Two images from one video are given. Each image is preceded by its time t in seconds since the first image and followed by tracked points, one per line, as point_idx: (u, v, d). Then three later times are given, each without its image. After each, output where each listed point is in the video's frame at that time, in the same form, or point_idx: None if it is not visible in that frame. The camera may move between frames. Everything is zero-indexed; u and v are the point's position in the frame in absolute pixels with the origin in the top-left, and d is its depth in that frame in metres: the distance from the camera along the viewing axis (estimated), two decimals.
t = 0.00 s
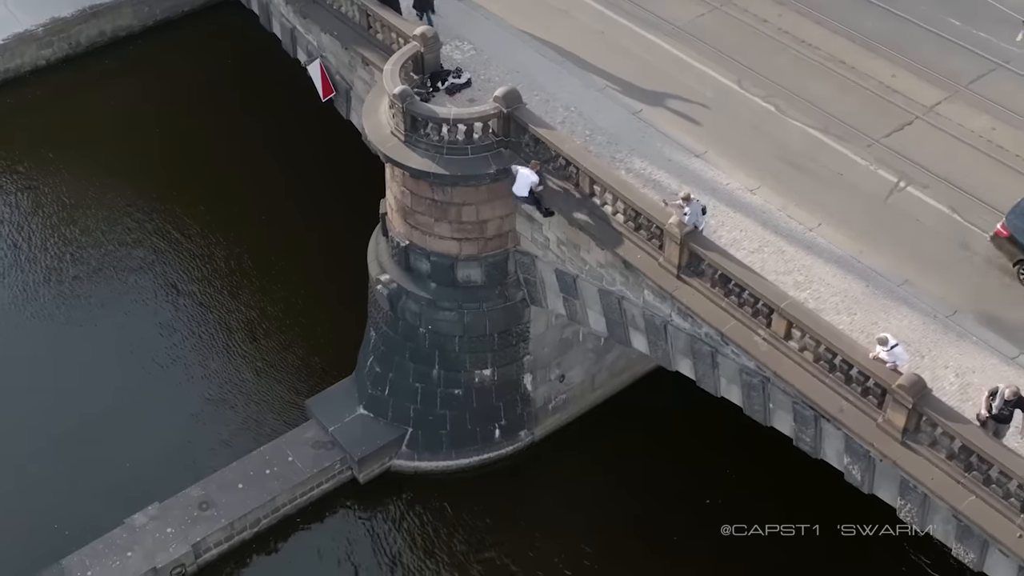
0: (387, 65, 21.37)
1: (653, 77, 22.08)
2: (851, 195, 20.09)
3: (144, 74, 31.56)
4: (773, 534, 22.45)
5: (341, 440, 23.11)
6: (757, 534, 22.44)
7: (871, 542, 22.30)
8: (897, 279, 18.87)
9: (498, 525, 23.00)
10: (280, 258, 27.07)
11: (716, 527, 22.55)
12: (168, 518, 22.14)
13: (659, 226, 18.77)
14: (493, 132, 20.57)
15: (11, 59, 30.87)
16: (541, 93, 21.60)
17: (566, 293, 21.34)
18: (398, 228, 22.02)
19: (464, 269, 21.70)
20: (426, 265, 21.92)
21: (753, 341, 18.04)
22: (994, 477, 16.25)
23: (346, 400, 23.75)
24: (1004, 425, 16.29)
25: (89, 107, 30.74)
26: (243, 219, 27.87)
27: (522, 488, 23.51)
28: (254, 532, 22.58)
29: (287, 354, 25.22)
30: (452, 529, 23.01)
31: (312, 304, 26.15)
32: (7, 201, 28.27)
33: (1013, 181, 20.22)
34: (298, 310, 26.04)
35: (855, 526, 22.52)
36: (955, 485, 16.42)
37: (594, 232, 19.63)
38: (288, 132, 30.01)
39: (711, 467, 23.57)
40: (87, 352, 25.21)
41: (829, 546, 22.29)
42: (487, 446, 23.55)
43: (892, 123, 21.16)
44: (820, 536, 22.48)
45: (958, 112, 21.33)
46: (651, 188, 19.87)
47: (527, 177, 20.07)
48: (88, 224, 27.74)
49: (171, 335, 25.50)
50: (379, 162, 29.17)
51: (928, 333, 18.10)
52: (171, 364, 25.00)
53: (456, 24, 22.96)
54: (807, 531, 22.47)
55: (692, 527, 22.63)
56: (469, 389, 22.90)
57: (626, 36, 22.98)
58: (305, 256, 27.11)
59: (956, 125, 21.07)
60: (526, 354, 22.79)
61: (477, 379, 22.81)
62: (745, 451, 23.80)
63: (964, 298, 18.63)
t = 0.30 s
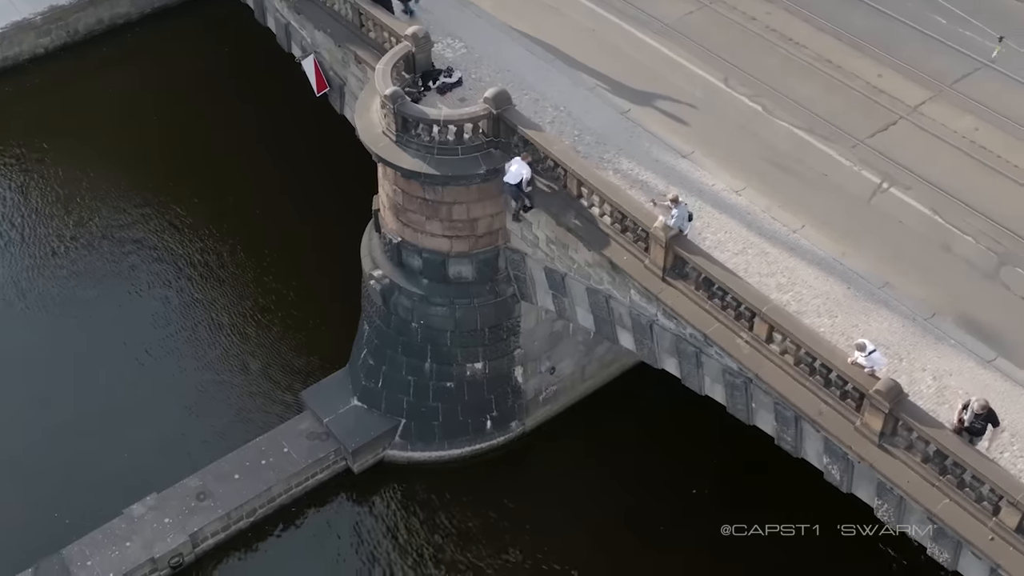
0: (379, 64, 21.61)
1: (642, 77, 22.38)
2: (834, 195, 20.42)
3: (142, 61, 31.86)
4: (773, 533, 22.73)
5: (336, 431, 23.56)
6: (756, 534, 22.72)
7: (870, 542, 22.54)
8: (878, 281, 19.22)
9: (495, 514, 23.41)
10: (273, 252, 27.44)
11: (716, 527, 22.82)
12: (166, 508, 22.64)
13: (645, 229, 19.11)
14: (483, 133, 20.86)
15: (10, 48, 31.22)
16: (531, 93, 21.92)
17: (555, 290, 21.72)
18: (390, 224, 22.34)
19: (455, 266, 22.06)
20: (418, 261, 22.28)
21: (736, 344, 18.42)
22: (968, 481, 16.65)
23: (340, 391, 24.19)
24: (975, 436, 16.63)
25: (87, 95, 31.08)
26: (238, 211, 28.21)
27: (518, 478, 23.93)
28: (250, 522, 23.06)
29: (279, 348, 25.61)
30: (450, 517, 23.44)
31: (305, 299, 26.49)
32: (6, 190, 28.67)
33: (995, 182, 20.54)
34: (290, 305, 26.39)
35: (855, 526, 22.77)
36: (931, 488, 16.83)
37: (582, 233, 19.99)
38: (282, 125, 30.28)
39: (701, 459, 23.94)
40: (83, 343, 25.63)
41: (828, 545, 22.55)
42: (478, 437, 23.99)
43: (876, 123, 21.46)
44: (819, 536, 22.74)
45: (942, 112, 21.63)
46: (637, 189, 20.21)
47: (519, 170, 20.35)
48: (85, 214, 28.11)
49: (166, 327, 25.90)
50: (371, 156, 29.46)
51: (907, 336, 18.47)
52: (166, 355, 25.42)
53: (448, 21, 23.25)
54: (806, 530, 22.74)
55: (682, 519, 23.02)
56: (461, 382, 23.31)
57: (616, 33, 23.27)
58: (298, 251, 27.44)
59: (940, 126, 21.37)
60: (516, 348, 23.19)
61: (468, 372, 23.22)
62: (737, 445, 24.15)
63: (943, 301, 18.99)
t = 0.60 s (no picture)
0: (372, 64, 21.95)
1: (631, 76, 22.73)
2: (819, 196, 20.80)
3: (139, 52, 32.18)
4: (773, 534, 22.97)
5: (331, 423, 24.03)
6: (757, 534, 22.96)
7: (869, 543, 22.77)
8: (860, 282, 19.62)
9: (487, 505, 23.89)
10: (268, 243, 27.82)
11: (716, 529, 23.06)
12: (165, 498, 23.12)
13: (632, 231, 19.50)
14: (474, 133, 21.23)
15: (10, 38, 31.57)
16: (522, 92, 22.26)
17: (545, 287, 22.12)
18: (384, 221, 22.74)
19: (448, 262, 22.47)
20: (411, 257, 22.68)
21: (720, 345, 18.82)
22: (944, 482, 17.10)
23: (336, 382, 24.65)
24: (949, 443, 17.07)
25: (85, 85, 31.42)
26: (233, 202, 28.57)
27: (510, 468, 24.42)
28: (247, 512, 23.54)
29: (273, 340, 26.02)
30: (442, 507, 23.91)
31: (298, 291, 26.87)
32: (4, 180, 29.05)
33: (977, 182, 20.91)
34: (285, 296, 26.79)
35: (856, 526, 22.99)
36: (907, 488, 17.27)
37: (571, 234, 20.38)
38: (278, 115, 30.59)
39: (690, 449, 24.38)
40: (81, 335, 26.06)
41: (828, 545, 22.76)
42: (471, 427, 24.44)
43: (861, 122, 21.80)
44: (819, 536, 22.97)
45: (927, 112, 21.96)
46: (626, 189, 20.57)
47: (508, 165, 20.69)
48: (82, 204, 28.49)
49: (162, 319, 26.32)
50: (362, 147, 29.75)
51: (887, 337, 18.89)
52: (162, 347, 25.85)
53: (440, 19, 23.58)
54: (807, 530, 22.98)
55: (670, 510, 23.49)
56: (454, 374, 23.74)
57: (607, 32, 23.60)
58: (292, 243, 27.80)
59: (924, 126, 21.72)
60: (508, 341, 23.60)
61: (461, 365, 23.64)
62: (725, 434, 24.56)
63: (924, 302, 19.40)
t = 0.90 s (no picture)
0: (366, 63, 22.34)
1: (621, 74, 23.12)
2: (803, 196, 21.23)
3: (141, 39, 32.57)
4: (773, 534, 23.42)
5: (327, 411, 24.58)
6: (756, 534, 23.41)
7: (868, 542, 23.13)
8: (841, 282, 20.08)
9: (479, 493, 24.49)
10: (266, 234, 28.31)
11: (717, 527, 23.53)
12: (166, 485, 23.70)
13: (619, 233, 19.95)
14: (466, 132, 21.66)
15: (13, 26, 31.99)
16: (514, 90, 22.66)
17: (535, 283, 22.60)
18: (378, 216, 23.16)
19: (441, 257, 22.92)
20: (405, 252, 23.11)
21: (704, 345, 19.30)
22: (918, 483, 17.64)
23: (332, 372, 25.17)
24: (923, 448, 17.58)
25: (88, 73, 31.85)
26: (231, 192, 29.04)
27: (502, 456, 24.97)
28: (246, 499, 24.11)
29: (269, 330, 26.51)
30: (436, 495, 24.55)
31: (295, 283, 27.36)
32: (7, 167, 29.53)
33: (958, 183, 21.34)
34: (281, 288, 27.28)
35: (855, 526, 23.36)
36: (882, 487, 17.77)
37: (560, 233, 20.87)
38: (276, 107, 31.00)
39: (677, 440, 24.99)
40: (81, 322, 26.59)
41: (827, 545, 23.18)
42: (464, 416, 24.96)
43: (847, 122, 22.21)
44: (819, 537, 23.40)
45: (911, 111, 22.35)
46: (614, 189, 21.01)
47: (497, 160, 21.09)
48: (82, 193, 28.98)
49: (160, 308, 26.84)
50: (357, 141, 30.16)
51: (867, 338, 19.37)
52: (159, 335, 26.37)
53: (435, 16, 23.95)
54: (806, 531, 23.41)
55: (659, 500, 24.09)
56: (448, 364, 24.22)
57: (598, 29, 23.99)
58: (289, 235, 28.27)
59: (908, 126, 22.12)
60: (501, 333, 24.09)
61: (454, 356, 24.14)
62: (713, 425, 25.18)
63: (903, 302, 19.87)
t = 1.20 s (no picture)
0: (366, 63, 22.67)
1: (615, 74, 23.67)
2: (792, 200, 21.68)
3: (148, 32, 33.06)
4: (773, 533, 23.88)
5: (328, 403, 25.15)
6: (757, 534, 23.87)
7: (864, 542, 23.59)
8: (827, 285, 20.53)
9: (478, 482, 25.12)
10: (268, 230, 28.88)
11: (718, 526, 23.99)
12: (170, 474, 24.28)
13: (611, 236, 20.40)
14: (463, 134, 22.06)
15: (23, 18, 32.51)
16: (511, 91, 23.09)
17: (531, 280, 23.07)
18: (378, 214, 23.67)
19: (438, 254, 23.41)
20: (403, 249, 23.60)
21: (692, 347, 19.79)
22: (897, 485, 18.12)
23: (333, 364, 25.75)
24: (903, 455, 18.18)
25: (96, 66, 32.37)
26: (233, 187, 29.58)
27: (499, 447, 25.60)
28: (248, 487, 24.69)
29: (269, 325, 27.09)
30: (436, 483, 25.18)
31: (295, 279, 27.92)
32: (15, 159, 30.08)
33: (945, 188, 21.79)
34: (281, 283, 27.84)
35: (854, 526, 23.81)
36: (861, 488, 18.33)
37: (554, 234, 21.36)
38: (278, 103, 31.50)
39: (672, 432, 25.63)
40: (86, 313, 27.19)
41: (828, 545, 23.63)
42: (462, 408, 25.57)
43: (836, 126, 22.71)
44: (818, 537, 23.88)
45: (900, 115, 22.81)
46: (607, 191, 21.41)
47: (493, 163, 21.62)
48: (88, 185, 29.55)
49: (162, 301, 27.42)
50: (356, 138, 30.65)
51: (852, 341, 19.83)
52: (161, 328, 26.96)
53: (434, 17, 24.39)
54: (806, 531, 23.88)
55: (652, 492, 24.66)
56: (446, 358, 24.79)
57: (595, 31, 24.56)
58: (290, 230, 28.85)
59: (898, 130, 22.59)
60: (497, 328, 24.62)
61: (451, 350, 24.70)
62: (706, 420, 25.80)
63: (888, 306, 20.34)
